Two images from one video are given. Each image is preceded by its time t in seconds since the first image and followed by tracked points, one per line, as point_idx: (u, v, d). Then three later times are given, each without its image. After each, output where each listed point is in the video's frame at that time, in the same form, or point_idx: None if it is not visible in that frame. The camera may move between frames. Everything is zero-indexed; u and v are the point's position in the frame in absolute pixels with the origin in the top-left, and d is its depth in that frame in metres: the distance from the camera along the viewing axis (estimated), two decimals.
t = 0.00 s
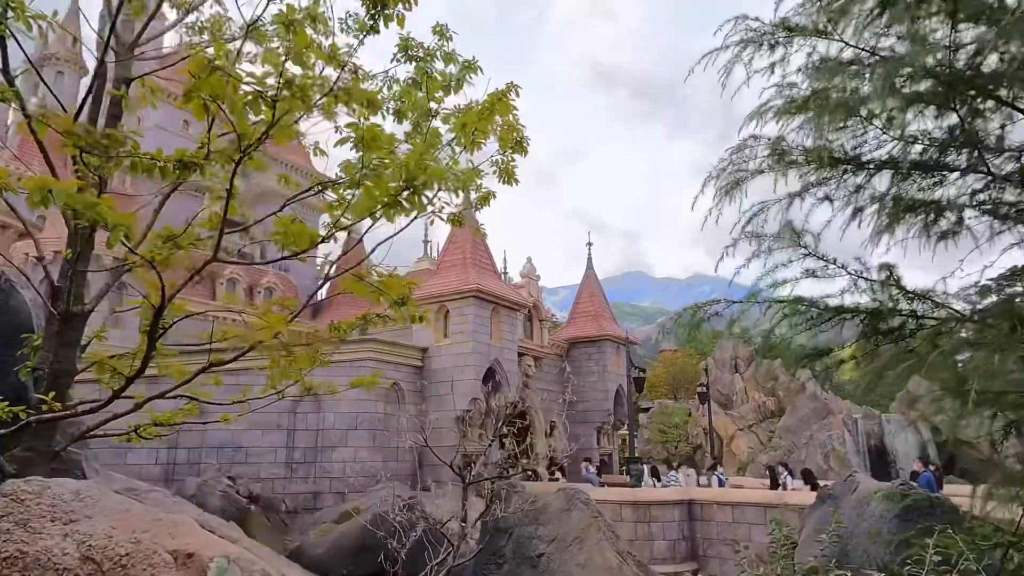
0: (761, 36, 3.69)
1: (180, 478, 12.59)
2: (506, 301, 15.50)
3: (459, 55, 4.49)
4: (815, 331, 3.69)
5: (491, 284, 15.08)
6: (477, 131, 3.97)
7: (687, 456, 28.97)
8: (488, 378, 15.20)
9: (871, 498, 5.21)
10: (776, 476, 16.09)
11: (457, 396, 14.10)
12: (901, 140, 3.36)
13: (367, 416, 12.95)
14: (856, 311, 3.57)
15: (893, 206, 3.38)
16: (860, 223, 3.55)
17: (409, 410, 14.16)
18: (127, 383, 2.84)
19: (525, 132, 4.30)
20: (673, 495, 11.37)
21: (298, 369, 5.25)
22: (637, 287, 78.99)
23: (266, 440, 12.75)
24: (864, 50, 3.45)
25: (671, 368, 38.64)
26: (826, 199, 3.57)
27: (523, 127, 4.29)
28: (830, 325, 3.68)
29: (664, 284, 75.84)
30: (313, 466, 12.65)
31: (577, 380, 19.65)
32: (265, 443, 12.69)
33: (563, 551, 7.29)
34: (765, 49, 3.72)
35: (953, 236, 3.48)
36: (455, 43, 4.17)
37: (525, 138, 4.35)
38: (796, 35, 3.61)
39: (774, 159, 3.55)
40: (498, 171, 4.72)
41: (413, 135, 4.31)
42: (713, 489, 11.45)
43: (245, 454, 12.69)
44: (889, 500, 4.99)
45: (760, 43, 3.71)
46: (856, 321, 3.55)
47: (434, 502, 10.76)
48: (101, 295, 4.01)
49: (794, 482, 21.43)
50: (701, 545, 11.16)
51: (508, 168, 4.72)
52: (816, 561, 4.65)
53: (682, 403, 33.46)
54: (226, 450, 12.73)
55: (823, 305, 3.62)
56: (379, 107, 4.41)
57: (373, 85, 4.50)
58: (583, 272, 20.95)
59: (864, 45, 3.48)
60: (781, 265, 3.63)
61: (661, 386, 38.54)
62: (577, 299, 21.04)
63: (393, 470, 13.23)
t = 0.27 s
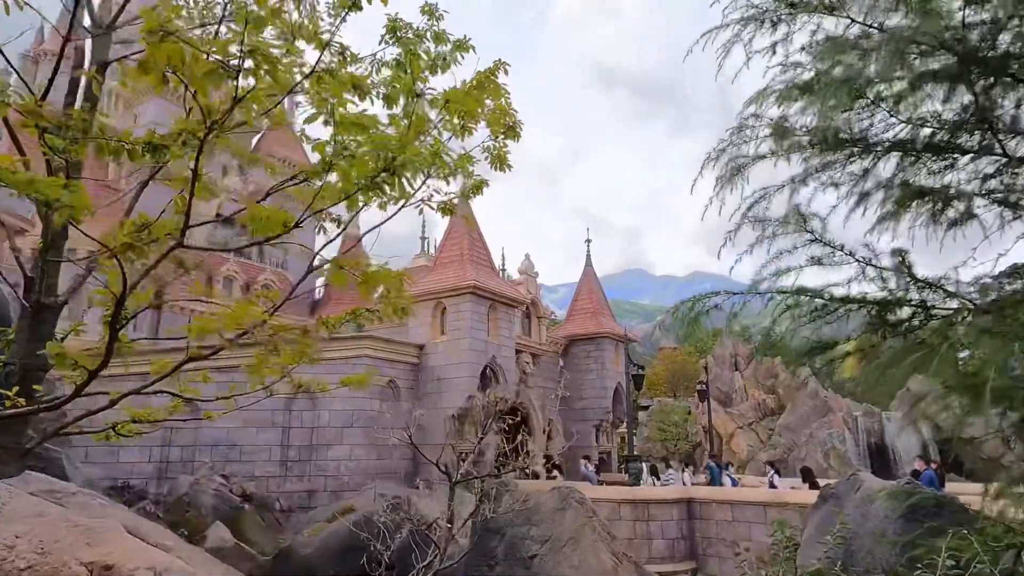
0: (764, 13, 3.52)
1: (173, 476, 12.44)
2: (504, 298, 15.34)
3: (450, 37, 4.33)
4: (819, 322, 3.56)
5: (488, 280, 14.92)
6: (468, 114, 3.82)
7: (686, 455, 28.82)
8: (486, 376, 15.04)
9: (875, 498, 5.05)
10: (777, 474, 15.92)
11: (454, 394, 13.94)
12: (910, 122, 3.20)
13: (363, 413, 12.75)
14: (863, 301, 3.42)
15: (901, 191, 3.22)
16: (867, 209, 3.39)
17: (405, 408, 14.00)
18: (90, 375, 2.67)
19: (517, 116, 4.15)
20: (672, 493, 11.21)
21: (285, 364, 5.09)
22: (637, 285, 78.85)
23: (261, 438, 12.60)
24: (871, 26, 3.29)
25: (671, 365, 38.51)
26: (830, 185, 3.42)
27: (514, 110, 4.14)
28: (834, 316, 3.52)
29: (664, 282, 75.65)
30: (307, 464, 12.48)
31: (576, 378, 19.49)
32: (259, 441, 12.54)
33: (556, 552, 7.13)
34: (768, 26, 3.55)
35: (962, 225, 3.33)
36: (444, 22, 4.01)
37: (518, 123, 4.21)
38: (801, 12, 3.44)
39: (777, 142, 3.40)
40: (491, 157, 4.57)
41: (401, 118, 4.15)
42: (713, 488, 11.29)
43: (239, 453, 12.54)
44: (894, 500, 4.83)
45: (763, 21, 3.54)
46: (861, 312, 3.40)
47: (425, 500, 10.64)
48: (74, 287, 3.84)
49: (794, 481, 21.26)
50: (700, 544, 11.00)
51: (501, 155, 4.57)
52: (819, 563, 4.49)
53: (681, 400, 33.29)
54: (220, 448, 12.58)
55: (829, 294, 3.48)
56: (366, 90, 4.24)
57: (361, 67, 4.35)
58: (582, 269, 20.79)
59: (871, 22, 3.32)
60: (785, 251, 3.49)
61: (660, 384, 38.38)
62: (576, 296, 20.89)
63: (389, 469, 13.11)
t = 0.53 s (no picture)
0: None
1: (167, 474, 12.30)
2: (502, 294, 15.19)
3: (440, 17, 4.19)
4: (822, 311, 3.43)
5: (487, 276, 14.79)
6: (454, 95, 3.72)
7: (686, 452, 28.68)
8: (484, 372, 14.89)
9: (879, 495, 4.90)
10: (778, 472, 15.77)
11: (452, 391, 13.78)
12: (920, 102, 3.06)
13: (359, 411, 12.64)
14: (871, 289, 3.27)
15: (910, 174, 3.08)
16: (874, 192, 3.24)
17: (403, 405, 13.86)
18: (51, 367, 2.51)
19: (510, 101, 4.18)
20: (672, 491, 11.06)
21: (272, 359, 4.94)
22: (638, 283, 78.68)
23: (256, 435, 12.47)
24: None
25: (671, 362, 38.42)
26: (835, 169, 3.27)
27: (506, 94, 4.14)
28: (839, 305, 3.38)
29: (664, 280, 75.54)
30: (303, 462, 12.35)
31: (575, 375, 19.35)
32: (254, 439, 12.41)
33: (550, 552, 7.02)
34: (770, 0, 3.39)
35: (969, 214, 3.20)
36: None
37: (510, 107, 4.25)
38: None
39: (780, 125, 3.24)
40: (483, 143, 4.45)
41: (392, 102, 4.00)
42: (714, 485, 11.14)
43: (235, 450, 12.40)
44: (900, 498, 4.67)
45: None
46: (864, 301, 3.27)
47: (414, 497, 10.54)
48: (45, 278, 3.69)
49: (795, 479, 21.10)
50: (700, 543, 10.87)
51: (493, 140, 4.45)
52: (822, 564, 4.34)
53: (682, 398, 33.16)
54: (216, 445, 12.44)
55: (833, 282, 3.34)
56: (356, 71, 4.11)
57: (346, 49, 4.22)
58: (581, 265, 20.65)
59: None
60: (787, 237, 3.34)
61: (661, 381, 38.30)
62: (575, 292, 20.74)
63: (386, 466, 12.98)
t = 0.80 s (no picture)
0: None
1: (163, 472, 12.17)
2: (501, 291, 15.05)
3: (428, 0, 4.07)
4: (820, 299, 3.26)
5: (486, 272, 14.66)
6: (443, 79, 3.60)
7: (687, 450, 28.54)
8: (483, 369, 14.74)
9: (881, 493, 4.79)
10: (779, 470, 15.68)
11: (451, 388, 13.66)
12: (925, 81, 2.93)
13: (357, 409, 12.53)
14: (871, 276, 3.13)
15: (915, 154, 2.95)
16: (875, 175, 3.10)
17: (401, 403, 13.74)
18: (11, 357, 2.38)
19: (499, 88, 4.05)
20: (672, 489, 10.94)
21: (259, 354, 4.81)
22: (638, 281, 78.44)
23: (253, 433, 12.35)
24: None
25: (672, 360, 38.26)
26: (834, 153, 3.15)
27: (495, 80, 4.00)
28: (839, 294, 3.24)
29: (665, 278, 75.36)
30: (300, 460, 12.24)
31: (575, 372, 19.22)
32: (251, 437, 12.29)
33: (540, 551, 6.90)
34: None
35: (972, 203, 3.08)
36: None
37: (500, 94, 4.10)
38: None
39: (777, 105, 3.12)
40: (473, 131, 4.33)
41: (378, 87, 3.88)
42: (715, 483, 11.02)
43: (231, 448, 12.28)
44: (902, 495, 4.54)
45: None
46: (866, 289, 3.13)
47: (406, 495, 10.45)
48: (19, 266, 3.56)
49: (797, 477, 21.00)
50: (700, 541, 10.72)
51: (483, 128, 4.32)
52: (820, 563, 4.22)
53: (683, 396, 33.01)
54: (212, 443, 12.29)
55: (833, 269, 3.18)
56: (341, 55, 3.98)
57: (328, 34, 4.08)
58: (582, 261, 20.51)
59: None
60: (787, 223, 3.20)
61: (662, 379, 38.16)
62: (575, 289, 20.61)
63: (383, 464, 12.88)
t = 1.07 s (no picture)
0: None
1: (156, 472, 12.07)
2: (499, 289, 14.94)
3: None
4: (809, 292, 3.12)
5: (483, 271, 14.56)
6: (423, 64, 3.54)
7: (687, 449, 28.41)
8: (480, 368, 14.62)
9: (877, 493, 4.68)
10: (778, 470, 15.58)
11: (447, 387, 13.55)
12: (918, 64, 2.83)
13: (352, 407, 12.44)
14: (861, 267, 3.02)
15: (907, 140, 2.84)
16: (867, 162, 2.99)
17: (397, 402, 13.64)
18: None
19: (480, 74, 3.95)
20: (669, 489, 10.83)
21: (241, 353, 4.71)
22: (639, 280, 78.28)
23: (248, 432, 12.26)
24: None
25: (673, 359, 38.13)
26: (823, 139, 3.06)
27: (476, 67, 3.90)
28: (828, 287, 3.12)
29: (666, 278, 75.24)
30: (295, 459, 12.15)
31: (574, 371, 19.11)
32: (246, 436, 12.20)
33: (524, 553, 6.80)
34: None
35: (970, 198, 2.96)
36: None
37: (482, 81, 4.02)
38: None
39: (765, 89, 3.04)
40: (457, 122, 4.24)
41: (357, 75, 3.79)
42: (713, 482, 10.91)
43: (226, 447, 12.18)
44: (897, 495, 4.43)
45: None
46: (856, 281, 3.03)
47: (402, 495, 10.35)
48: None
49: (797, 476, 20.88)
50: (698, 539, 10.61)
51: (468, 119, 4.24)
52: (811, 565, 4.11)
53: (683, 395, 32.87)
54: (206, 442, 12.20)
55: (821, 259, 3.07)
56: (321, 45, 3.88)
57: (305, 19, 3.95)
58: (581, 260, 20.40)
59: None
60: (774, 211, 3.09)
61: (662, 378, 38.03)
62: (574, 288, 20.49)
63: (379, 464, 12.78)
